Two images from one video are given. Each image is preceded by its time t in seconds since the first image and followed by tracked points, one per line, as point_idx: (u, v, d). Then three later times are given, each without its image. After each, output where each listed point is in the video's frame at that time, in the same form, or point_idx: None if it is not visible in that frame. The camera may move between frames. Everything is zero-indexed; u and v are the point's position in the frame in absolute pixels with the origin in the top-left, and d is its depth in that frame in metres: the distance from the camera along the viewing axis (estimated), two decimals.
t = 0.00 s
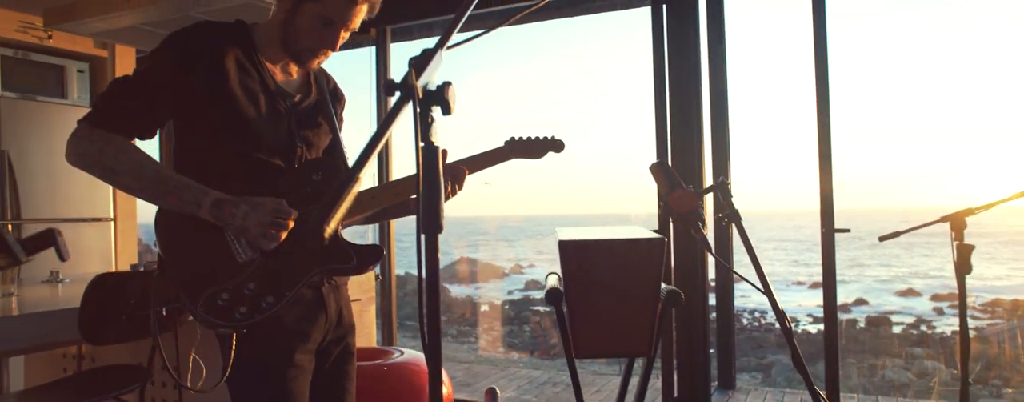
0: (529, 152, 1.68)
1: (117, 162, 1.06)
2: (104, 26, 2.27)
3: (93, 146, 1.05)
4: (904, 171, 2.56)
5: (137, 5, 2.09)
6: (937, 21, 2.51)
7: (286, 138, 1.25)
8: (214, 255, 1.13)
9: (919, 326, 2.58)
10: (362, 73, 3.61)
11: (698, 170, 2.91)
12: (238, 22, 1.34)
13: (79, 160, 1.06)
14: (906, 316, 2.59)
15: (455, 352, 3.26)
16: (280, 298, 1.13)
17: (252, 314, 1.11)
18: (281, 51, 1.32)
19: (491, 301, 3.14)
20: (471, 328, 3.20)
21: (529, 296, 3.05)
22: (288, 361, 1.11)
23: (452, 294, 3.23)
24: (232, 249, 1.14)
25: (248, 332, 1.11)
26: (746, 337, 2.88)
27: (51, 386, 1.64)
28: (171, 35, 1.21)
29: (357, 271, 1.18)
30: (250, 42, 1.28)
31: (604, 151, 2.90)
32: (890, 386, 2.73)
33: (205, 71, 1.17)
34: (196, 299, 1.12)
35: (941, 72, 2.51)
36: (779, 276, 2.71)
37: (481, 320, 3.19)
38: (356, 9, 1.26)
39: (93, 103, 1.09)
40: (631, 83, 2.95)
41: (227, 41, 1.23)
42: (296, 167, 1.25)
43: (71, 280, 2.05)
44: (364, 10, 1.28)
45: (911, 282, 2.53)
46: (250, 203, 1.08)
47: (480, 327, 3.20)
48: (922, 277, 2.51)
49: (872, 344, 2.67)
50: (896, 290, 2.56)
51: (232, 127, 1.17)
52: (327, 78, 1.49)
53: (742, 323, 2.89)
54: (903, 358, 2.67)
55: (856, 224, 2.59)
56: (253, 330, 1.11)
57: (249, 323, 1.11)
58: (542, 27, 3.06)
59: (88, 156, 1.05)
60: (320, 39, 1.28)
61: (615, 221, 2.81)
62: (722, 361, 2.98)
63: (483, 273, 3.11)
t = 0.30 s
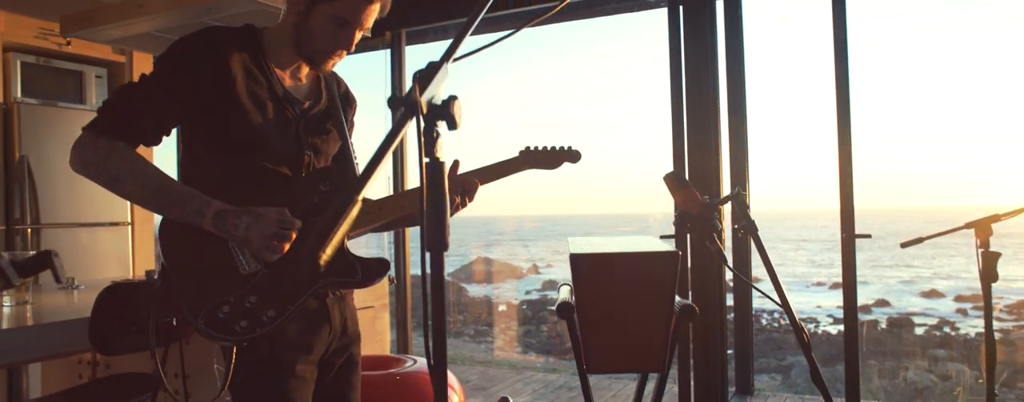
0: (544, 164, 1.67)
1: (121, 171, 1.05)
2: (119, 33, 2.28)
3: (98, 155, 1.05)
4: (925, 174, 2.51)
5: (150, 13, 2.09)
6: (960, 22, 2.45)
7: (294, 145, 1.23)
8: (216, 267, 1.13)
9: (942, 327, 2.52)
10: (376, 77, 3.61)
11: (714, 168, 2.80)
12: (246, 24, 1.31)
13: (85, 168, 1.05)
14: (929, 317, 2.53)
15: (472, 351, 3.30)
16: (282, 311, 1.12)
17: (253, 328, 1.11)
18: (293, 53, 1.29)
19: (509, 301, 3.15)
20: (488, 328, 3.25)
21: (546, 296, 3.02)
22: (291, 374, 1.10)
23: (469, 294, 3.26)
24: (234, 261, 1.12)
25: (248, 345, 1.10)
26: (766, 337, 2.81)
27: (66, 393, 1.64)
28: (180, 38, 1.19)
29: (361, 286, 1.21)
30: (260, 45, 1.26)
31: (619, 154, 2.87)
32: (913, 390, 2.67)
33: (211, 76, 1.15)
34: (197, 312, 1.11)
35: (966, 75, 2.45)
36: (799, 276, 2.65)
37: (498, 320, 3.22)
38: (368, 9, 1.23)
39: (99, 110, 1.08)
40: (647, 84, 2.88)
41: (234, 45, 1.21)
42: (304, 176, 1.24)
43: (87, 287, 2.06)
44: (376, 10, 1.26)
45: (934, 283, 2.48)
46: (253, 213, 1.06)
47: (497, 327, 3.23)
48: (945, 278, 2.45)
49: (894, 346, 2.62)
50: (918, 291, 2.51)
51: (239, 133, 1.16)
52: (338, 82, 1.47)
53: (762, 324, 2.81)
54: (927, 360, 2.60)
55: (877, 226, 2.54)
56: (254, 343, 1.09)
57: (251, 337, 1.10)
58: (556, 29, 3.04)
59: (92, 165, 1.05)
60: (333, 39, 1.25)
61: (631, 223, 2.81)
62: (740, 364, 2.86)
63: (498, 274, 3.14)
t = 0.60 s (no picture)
0: (554, 171, 1.64)
1: (125, 186, 1.06)
2: (131, 40, 2.29)
3: (100, 169, 1.06)
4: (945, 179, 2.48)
5: (161, 20, 2.10)
6: (985, 24, 2.40)
7: (297, 157, 1.27)
8: (222, 281, 1.14)
9: (961, 328, 2.45)
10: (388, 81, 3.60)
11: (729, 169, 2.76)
12: (252, 38, 1.34)
13: (88, 182, 1.06)
14: (948, 319, 2.46)
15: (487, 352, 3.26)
16: (287, 324, 1.13)
17: (258, 342, 1.11)
18: (293, 67, 1.32)
19: (523, 301, 3.11)
20: (502, 328, 3.22)
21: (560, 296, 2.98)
22: (299, 388, 1.11)
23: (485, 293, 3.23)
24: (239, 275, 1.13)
25: (254, 359, 1.11)
26: (782, 338, 2.70)
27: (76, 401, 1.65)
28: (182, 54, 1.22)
29: (370, 297, 1.20)
30: (262, 60, 1.29)
31: (631, 157, 2.85)
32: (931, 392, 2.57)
33: (215, 89, 1.18)
34: (202, 326, 1.12)
35: (990, 78, 2.39)
36: (814, 277, 2.59)
37: (511, 321, 3.20)
38: (364, 24, 1.24)
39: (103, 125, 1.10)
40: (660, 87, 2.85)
41: (238, 59, 1.24)
42: (308, 186, 1.27)
43: (99, 293, 2.07)
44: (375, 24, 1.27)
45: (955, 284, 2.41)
46: (256, 226, 1.06)
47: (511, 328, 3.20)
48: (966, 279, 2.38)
49: (911, 346, 2.55)
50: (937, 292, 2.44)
51: (243, 146, 1.19)
52: (343, 93, 1.50)
53: (778, 324, 2.71)
54: (945, 362, 2.52)
55: (891, 228, 2.50)
56: (260, 357, 1.11)
57: (256, 351, 1.11)
58: (569, 32, 3.01)
59: (95, 179, 1.06)
60: (329, 54, 1.28)
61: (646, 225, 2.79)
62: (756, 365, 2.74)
63: (511, 274, 3.13)
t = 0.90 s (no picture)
0: (566, 178, 1.61)
1: (128, 195, 1.06)
2: (142, 46, 2.29)
3: (102, 178, 1.05)
4: (964, 181, 2.43)
5: (172, 27, 2.10)
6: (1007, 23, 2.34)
7: (304, 164, 1.26)
8: (223, 293, 1.14)
9: (981, 330, 2.39)
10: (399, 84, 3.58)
11: (743, 172, 2.71)
12: (259, 40, 1.33)
13: (90, 192, 1.06)
14: (967, 320, 2.40)
15: (500, 352, 3.23)
16: (286, 341, 1.08)
17: (258, 357, 1.09)
18: (303, 70, 1.31)
19: (536, 301, 3.07)
20: (515, 328, 3.17)
21: (574, 296, 2.94)
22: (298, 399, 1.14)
23: (498, 294, 3.21)
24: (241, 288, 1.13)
25: (254, 374, 1.10)
26: (798, 340, 2.63)
27: None
28: (189, 55, 1.19)
29: (371, 310, 1.21)
30: (270, 63, 1.27)
31: (644, 159, 2.82)
32: (950, 395, 2.50)
33: (220, 93, 1.16)
34: (203, 339, 1.11)
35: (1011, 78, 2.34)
36: (829, 279, 2.57)
37: (523, 322, 3.14)
38: (380, 22, 1.21)
39: (107, 132, 1.08)
40: (672, 89, 2.82)
41: (243, 62, 1.23)
42: (314, 195, 1.27)
43: (110, 299, 2.08)
44: (390, 23, 1.24)
45: (972, 285, 2.35)
46: (257, 239, 1.08)
47: (524, 328, 3.14)
48: (986, 281, 2.32)
49: (930, 347, 2.48)
50: (955, 293, 2.39)
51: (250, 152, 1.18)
52: (352, 95, 1.48)
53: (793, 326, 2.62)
54: (964, 364, 2.45)
55: (908, 230, 2.45)
56: (260, 372, 1.09)
57: (256, 365, 1.08)
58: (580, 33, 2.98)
59: (98, 188, 1.05)
60: (342, 53, 1.23)
61: (661, 227, 2.74)
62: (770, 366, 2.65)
63: (524, 275, 3.10)
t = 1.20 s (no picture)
0: (576, 182, 1.59)
1: (131, 211, 1.06)
2: (152, 52, 2.29)
3: (107, 194, 1.05)
4: (984, 183, 2.40)
5: (181, 33, 2.09)
6: None
7: (310, 177, 1.26)
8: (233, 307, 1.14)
9: (999, 332, 2.35)
10: (409, 87, 3.56)
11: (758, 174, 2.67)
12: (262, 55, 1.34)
13: (95, 208, 1.06)
14: (986, 323, 2.36)
15: (512, 352, 3.21)
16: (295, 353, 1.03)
17: (269, 371, 1.05)
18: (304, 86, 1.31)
19: (549, 302, 3.03)
20: (528, 329, 3.14)
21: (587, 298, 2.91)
22: None
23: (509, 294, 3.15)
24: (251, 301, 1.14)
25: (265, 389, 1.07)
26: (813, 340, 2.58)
27: None
28: (192, 71, 1.20)
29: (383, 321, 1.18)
30: (272, 78, 1.28)
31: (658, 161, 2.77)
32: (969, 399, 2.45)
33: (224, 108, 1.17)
34: (213, 357, 1.09)
35: None
36: (842, 280, 2.49)
37: (535, 321, 3.11)
38: (376, 43, 1.20)
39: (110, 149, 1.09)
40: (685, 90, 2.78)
41: (247, 77, 1.23)
42: (322, 207, 1.27)
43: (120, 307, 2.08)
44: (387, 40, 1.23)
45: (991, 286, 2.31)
46: (266, 250, 1.06)
47: (535, 328, 3.11)
48: (1004, 281, 2.29)
49: (948, 350, 2.43)
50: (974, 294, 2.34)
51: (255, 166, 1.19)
52: (356, 107, 1.49)
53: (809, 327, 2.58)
54: (983, 367, 2.41)
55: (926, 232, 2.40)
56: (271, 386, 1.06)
57: (267, 381, 1.06)
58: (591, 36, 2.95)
59: (101, 205, 1.05)
60: (342, 70, 1.23)
61: (673, 228, 2.69)
62: (785, 370, 2.62)
63: (537, 275, 3.03)
